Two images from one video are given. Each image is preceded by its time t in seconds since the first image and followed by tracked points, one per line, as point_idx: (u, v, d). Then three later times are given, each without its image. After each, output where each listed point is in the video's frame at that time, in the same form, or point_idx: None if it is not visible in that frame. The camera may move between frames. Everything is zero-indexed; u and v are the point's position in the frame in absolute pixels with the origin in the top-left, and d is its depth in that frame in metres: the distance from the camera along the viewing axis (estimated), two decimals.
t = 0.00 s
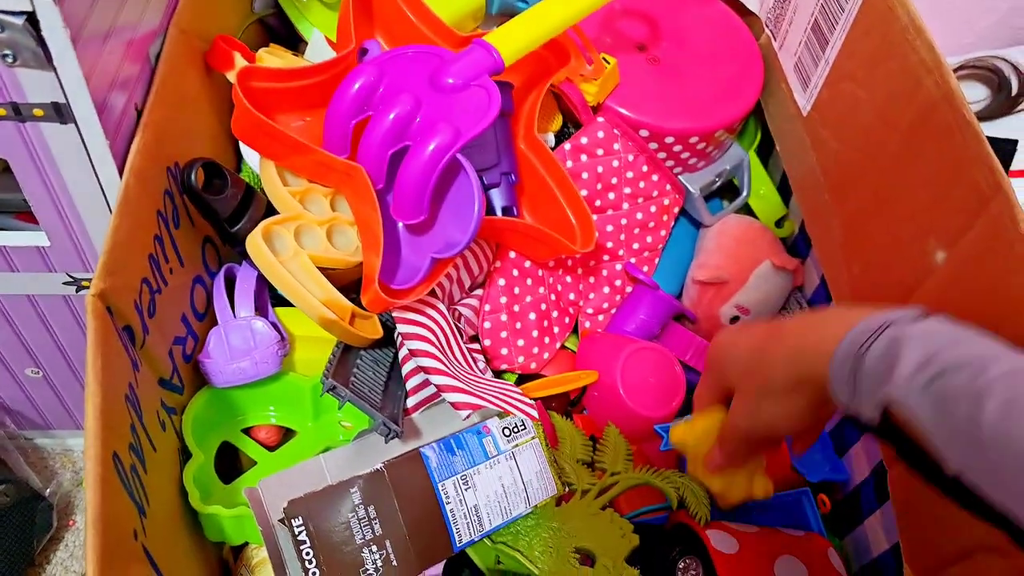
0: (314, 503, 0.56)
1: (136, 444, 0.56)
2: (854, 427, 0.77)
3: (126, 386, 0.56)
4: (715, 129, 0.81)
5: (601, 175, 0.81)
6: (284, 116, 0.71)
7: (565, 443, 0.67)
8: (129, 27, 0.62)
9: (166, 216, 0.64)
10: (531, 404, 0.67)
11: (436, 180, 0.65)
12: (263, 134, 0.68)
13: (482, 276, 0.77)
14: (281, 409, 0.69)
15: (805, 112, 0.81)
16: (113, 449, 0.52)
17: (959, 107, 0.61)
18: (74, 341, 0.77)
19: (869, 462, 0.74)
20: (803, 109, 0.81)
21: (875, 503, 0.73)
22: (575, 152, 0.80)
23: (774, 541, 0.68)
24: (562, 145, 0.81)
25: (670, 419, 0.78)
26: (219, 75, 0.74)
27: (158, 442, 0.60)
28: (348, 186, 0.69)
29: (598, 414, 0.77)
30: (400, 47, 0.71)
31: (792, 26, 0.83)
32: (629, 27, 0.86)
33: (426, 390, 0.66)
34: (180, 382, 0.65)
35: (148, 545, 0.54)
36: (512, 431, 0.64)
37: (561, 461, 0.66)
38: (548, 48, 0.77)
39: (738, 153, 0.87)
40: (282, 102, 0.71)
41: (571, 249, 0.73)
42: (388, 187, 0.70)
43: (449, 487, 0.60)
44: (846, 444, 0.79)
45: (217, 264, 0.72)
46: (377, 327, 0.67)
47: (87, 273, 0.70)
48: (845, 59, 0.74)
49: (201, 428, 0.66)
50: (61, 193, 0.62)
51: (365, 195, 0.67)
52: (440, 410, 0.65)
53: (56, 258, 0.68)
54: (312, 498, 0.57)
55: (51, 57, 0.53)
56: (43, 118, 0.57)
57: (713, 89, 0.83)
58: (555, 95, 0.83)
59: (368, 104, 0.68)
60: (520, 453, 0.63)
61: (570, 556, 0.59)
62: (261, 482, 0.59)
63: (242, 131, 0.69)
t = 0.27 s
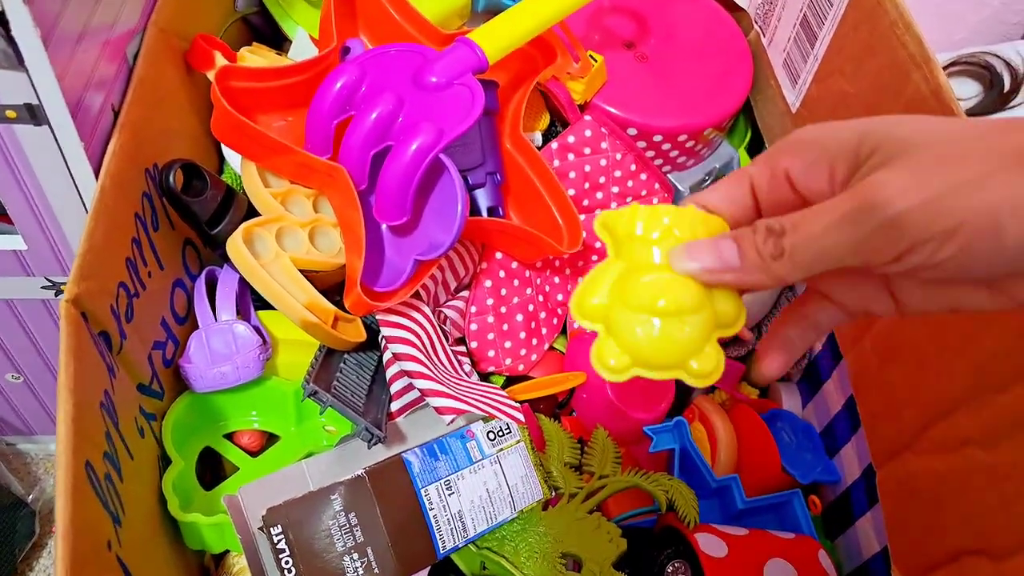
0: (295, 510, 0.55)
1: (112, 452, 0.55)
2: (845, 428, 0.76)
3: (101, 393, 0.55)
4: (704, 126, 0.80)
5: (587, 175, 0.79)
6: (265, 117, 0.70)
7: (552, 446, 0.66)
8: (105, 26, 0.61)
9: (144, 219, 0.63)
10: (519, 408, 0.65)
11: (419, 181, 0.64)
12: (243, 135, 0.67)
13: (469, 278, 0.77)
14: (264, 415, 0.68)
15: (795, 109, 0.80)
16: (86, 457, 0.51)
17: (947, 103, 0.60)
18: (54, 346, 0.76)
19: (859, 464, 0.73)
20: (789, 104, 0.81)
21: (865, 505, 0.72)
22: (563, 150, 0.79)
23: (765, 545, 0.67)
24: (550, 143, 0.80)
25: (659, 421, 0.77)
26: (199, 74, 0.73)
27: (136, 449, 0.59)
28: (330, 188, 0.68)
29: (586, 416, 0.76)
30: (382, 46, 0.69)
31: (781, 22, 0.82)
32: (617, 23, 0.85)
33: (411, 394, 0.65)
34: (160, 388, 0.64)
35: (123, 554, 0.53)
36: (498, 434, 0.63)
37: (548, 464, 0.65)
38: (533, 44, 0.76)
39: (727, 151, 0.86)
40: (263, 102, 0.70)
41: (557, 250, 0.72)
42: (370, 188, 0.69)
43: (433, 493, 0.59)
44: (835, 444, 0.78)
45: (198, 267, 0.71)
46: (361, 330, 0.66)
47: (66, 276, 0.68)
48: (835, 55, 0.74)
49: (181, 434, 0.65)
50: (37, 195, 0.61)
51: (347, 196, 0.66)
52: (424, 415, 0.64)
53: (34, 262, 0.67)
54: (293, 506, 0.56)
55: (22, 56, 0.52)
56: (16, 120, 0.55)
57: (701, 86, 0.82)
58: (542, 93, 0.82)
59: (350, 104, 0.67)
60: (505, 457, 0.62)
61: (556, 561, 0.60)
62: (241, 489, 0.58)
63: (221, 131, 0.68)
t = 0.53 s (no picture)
0: (317, 510, 0.55)
1: (134, 451, 0.54)
2: (867, 429, 0.75)
3: (123, 392, 0.54)
4: (724, 122, 0.80)
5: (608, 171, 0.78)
6: (284, 113, 0.70)
7: (574, 445, 0.66)
8: (125, 22, 0.60)
9: (163, 217, 0.63)
10: (544, 409, 0.64)
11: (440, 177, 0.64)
12: (262, 131, 0.67)
13: (488, 275, 0.77)
14: (283, 414, 0.68)
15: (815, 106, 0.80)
16: (110, 456, 0.51)
17: (973, 98, 0.59)
18: (71, 344, 0.75)
19: (882, 465, 0.72)
20: (810, 99, 0.80)
21: (888, 506, 0.72)
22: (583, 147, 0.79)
23: (789, 546, 0.66)
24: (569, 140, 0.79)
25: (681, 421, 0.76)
26: (217, 71, 0.72)
27: (156, 448, 0.58)
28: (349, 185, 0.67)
29: (605, 414, 0.75)
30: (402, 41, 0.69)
31: (802, 18, 0.81)
32: (635, 19, 0.84)
33: (432, 393, 0.64)
34: (180, 387, 0.64)
35: (146, 554, 0.53)
36: (520, 434, 0.63)
37: (569, 464, 0.65)
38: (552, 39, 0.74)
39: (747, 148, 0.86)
40: (282, 98, 0.69)
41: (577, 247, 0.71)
42: (389, 185, 0.68)
43: (456, 493, 0.59)
44: (857, 444, 0.77)
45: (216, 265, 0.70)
46: (380, 329, 0.66)
47: (84, 275, 0.68)
48: (858, 50, 0.73)
49: (201, 433, 0.64)
50: (56, 192, 0.61)
51: (366, 194, 0.66)
52: (446, 414, 0.63)
53: (53, 260, 0.66)
54: (316, 505, 0.55)
55: (43, 52, 0.52)
56: (36, 117, 0.55)
57: (721, 82, 0.81)
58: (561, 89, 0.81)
59: (369, 100, 0.67)
60: (528, 457, 0.62)
61: (579, 562, 0.60)
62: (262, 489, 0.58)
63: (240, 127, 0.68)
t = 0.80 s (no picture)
0: (348, 510, 0.54)
1: (160, 450, 0.53)
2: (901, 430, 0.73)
3: (148, 389, 0.53)
4: (755, 115, 0.78)
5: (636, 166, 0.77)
6: (308, 105, 0.68)
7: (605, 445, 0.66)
8: (150, 12, 0.59)
9: (187, 211, 0.61)
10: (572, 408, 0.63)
11: (471, 170, 0.62)
12: (288, 124, 0.65)
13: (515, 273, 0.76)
14: (308, 412, 0.67)
15: (848, 99, 0.78)
16: (138, 455, 0.49)
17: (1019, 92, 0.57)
18: (91, 340, 0.74)
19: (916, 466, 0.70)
20: (844, 92, 0.78)
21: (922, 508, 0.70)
22: (611, 140, 0.77)
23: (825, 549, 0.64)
24: (597, 134, 0.78)
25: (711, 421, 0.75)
26: (240, 62, 0.71)
27: (181, 447, 0.57)
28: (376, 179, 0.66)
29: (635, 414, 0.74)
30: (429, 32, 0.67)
31: (835, 10, 0.80)
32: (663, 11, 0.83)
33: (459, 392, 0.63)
34: (203, 384, 0.62)
35: (174, 556, 0.51)
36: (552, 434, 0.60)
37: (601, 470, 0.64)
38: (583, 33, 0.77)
39: (777, 143, 0.84)
40: (307, 90, 0.68)
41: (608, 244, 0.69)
42: (417, 180, 0.67)
43: (487, 494, 0.57)
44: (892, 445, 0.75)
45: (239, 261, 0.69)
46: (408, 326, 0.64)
47: (105, 269, 0.67)
48: (894, 41, 0.71)
49: (225, 431, 0.63)
50: (79, 185, 0.60)
51: (394, 189, 0.64)
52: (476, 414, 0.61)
53: (74, 255, 0.65)
54: (347, 506, 0.54)
55: (70, 45, 0.51)
56: (62, 110, 0.55)
57: (751, 74, 0.80)
58: (588, 81, 0.80)
59: (397, 93, 0.65)
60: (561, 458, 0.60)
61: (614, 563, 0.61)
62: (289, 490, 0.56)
63: (264, 120, 0.67)
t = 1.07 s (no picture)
0: (332, 494, 0.54)
1: (146, 435, 0.53)
2: (893, 418, 0.71)
3: (135, 374, 0.53)
4: (749, 102, 0.78)
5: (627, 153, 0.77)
6: (296, 91, 0.68)
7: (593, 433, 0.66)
8: None
9: (175, 196, 0.61)
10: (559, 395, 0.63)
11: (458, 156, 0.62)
12: (275, 110, 0.65)
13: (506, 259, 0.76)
14: (296, 397, 0.67)
15: (843, 86, 0.77)
16: (123, 440, 0.49)
17: (1011, 78, 0.57)
18: (82, 326, 0.74)
19: (906, 453, 0.68)
20: (839, 79, 0.78)
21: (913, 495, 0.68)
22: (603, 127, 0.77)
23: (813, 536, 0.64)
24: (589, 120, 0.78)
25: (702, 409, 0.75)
26: (230, 48, 0.71)
27: (169, 432, 0.57)
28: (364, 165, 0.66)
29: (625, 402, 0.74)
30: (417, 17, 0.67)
31: None
32: None
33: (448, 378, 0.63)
34: (191, 369, 0.62)
35: (160, 539, 0.51)
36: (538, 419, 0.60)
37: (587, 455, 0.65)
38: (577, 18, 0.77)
39: (771, 129, 0.83)
40: (295, 76, 0.68)
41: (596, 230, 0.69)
42: (405, 166, 0.67)
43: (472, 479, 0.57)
44: (883, 433, 0.73)
45: (228, 247, 0.69)
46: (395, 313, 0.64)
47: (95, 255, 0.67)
48: (889, 28, 0.71)
49: (213, 416, 0.63)
50: (66, 169, 0.60)
51: (382, 175, 0.65)
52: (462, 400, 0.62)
53: (63, 240, 0.65)
54: (334, 490, 0.54)
55: (56, 28, 0.51)
56: (49, 96, 0.55)
57: (744, 60, 0.79)
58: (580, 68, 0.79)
59: (386, 78, 0.65)
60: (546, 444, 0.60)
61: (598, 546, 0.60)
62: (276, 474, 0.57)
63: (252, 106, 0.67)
